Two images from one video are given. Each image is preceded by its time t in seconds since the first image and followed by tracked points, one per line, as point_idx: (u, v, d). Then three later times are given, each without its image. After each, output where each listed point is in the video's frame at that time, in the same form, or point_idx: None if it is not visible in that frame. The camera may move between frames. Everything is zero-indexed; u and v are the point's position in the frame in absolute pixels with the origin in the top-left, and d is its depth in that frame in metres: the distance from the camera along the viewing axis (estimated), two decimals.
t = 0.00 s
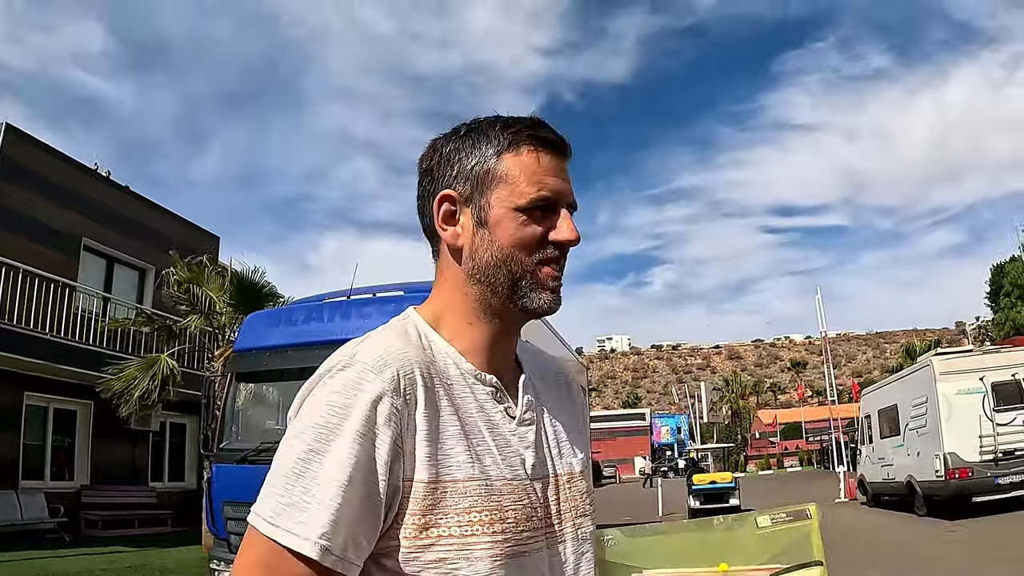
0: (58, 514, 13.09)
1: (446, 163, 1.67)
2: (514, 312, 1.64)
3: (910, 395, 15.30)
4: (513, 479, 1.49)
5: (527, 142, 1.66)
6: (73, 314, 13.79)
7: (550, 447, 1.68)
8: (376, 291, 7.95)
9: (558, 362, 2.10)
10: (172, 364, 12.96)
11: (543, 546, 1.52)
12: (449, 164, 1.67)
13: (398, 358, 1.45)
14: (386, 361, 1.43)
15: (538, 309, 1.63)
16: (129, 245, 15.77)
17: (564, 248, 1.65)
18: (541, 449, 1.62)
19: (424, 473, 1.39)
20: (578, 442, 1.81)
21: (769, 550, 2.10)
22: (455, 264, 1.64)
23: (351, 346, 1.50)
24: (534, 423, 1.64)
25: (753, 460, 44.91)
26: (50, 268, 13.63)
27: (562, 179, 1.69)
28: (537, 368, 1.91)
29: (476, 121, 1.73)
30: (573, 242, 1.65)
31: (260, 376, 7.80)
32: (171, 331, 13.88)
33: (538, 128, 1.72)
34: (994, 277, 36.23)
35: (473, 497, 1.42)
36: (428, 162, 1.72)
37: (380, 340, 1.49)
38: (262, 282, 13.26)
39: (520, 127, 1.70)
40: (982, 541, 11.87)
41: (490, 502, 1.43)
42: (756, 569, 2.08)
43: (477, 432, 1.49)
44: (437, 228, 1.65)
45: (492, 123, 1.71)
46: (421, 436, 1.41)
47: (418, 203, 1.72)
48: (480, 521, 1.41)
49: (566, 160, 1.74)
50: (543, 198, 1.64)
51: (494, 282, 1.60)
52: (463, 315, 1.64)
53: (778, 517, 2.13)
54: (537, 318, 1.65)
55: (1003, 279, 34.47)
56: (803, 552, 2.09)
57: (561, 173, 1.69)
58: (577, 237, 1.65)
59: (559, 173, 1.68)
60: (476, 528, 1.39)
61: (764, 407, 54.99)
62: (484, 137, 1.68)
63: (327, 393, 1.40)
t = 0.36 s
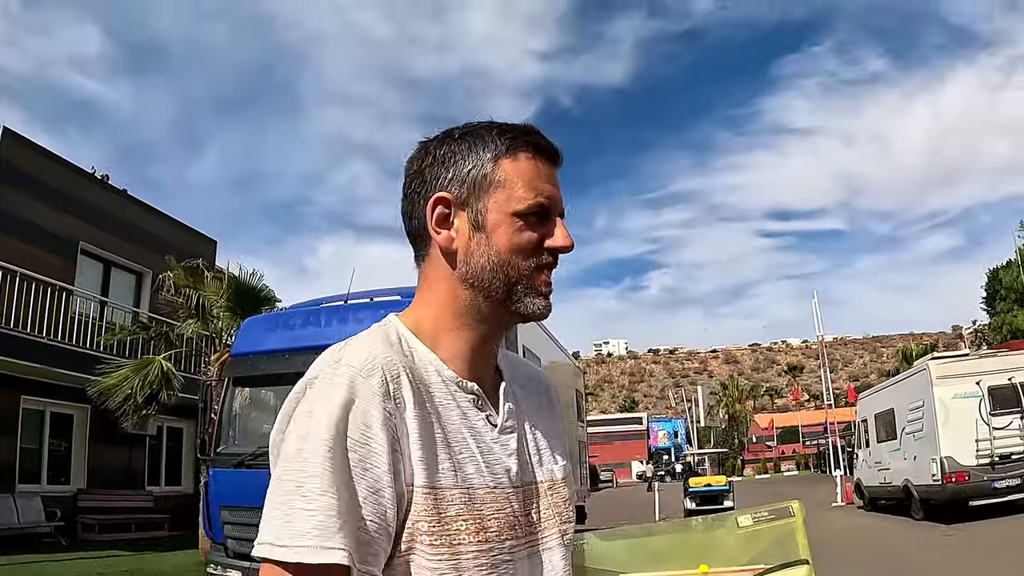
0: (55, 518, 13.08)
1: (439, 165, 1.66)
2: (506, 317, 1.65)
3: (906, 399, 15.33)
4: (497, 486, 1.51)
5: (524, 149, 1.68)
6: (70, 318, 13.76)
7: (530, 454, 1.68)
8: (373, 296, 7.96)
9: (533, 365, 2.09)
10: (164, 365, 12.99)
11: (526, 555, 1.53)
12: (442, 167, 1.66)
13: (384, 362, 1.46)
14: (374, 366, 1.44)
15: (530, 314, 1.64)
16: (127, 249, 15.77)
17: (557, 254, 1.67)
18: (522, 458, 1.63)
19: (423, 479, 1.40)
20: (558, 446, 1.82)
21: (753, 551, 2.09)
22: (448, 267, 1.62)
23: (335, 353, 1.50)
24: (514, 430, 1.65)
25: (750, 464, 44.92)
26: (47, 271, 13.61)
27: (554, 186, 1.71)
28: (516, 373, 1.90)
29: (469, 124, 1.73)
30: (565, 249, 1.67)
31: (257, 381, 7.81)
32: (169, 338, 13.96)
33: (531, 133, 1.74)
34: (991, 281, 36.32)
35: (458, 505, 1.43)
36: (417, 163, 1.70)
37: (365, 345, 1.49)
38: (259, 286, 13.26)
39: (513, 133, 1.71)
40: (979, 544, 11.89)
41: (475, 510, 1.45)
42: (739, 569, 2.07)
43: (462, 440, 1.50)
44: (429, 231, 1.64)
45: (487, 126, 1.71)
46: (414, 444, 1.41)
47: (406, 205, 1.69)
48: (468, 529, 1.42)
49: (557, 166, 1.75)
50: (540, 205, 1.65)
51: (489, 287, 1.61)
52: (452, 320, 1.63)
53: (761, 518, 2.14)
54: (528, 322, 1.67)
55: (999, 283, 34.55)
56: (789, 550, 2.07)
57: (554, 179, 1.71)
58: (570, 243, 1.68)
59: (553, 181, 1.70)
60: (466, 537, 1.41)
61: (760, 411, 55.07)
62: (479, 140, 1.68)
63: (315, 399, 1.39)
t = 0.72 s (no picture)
0: (51, 522, 13.03)
1: (436, 161, 1.64)
2: (498, 319, 1.67)
3: (902, 403, 15.34)
4: (501, 481, 1.51)
5: (523, 151, 1.70)
6: (66, 321, 13.73)
7: (521, 449, 1.68)
8: (369, 300, 7.96)
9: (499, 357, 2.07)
10: (163, 370, 13.02)
11: (529, 546, 1.55)
12: (441, 163, 1.63)
13: (383, 360, 1.45)
14: (381, 365, 1.43)
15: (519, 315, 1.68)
16: (123, 253, 15.74)
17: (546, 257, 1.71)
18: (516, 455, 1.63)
19: (442, 474, 1.40)
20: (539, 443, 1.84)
21: (736, 546, 2.12)
22: (445, 265, 1.61)
23: (326, 357, 1.47)
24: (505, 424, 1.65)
25: (746, 468, 44.90)
26: (43, 275, 13.59)
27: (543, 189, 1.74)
28: (491, 368, 1.89)
29: (459, 121, 1.72)
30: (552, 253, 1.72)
31: (253, 385, 7.80)
32: (165, 342, 13.93)
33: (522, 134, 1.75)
34: (987, 285, 36.36)
35: (469, 499, 1.43)
36: (410, 157, 1.66)
37: (364, 346, 1.47)
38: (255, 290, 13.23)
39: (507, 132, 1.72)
40: (975, 548, 11.91)
41: (484, 503, 1.45)
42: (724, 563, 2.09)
43: (463, 435, 1.50)
44: (425, 229, 1.61)
45: (483, 125, 1.70)
46: (426, 439, 1.42)
47: (396, 198, 1.65)
48: (483, 523, 1.43)
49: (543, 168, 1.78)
50: (538, 209, 1.68)
51: (486, 288, 1.61)
52: (440, 319, 1.62)
53: (746, 512, 2.17)
54: (515, 324, 1.70)
55: (995, 286, 34.58)
56: (771, 548, 2.12)
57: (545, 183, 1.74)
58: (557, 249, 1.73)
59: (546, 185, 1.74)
60: (480, 532, 1.42)
61: (756, 415, 55.08)
62: (477, 140, 1.67)
63: (323, 407, 1.36)
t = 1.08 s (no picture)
0: (46, 525, 12.96)
1: (433, 163, 1.63)
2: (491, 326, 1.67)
3: (899, 405, 15.36)
4: (477, 486, 1.49)
5: (522, 158, 1.71)
6: (61, 324, 13.70)
7: (510, 448, 1.67)
8: (364, 303, 7.95)
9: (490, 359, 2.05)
10: (160, 375, 12.97)
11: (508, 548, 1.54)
12: (443, 167, 1.63)
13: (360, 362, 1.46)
14: (345, 368, 1.42)
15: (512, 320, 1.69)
16: (118, 256, 15.71)
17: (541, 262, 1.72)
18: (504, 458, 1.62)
19: (401, 482, 1.39)
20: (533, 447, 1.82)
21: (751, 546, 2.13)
22: (444, 270, 1.61)
23: (307, 352, 1.49)
24: (492, 423, 1.65)
25: (742, 472, 44.90)
26: (39, 278, 13.57)
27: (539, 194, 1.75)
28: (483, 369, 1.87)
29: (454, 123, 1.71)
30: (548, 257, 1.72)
31: (249, 387, 7.76)
32: (160, 344, 13.87)
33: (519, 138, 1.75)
34: (983, 288, 36.41)
35: (437, 506, 1.42)
36: (407, 160, 1.66)
37: (347, 346, 1.49)
38: (250, 292, 13.18)
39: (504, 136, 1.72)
40: (971, 551, 11.93)
41: (454, 510, 1.44)
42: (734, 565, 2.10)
43: (437, 439, 1.49)
44: (420, 232, 1.61)
45: (483, 128, 1.69)
46: (387, 447, 1.40)
47: (396, 197, 1.64)
48: (448, 528, 1.42)
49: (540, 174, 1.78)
50: (535, 216, 1.69)
51: (483, 294, 1.62)
52: (433, 320, 1.62)
53: (753, 512, 2.17)
54: (507, 327, 1.70)
55: (991, 289, 34.63)
56: (788, 539, 2.16)
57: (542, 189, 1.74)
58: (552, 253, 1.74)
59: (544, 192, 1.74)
60: (446, 537, 1.41)
61: (753, 418, 55.12)
62: (473, 144, 1.67)
63: (284, 406, 1.37)
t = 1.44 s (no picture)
0: (39, 530, 12.90)
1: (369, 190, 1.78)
2: (421, 336, 1.68)
3: (894, 411, 15.38)
4: (465, 484, 1.51)
5: (405, 158, 1.68)
6: (56, 329, 13.68)
7: (517, 454, 1.65)
8: (359, 307, 7.96)
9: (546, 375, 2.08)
10: (154, 377, 12.95)
11: (496, 552, 1.51)
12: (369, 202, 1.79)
13: (352, 367, 1.55)
14: (317, 367, 1.53)
15: (437, 329, 1.64)
16: (113, 260, 15.69)
17: (450, 257, 1.62)
18: (506, 459, 1.61)
19: (359, 474, 1.46)
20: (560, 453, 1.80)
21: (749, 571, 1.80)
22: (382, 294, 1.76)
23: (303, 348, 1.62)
24: (496, 430, 1.66)
25: (737, 477, 44.92)
26: (34, 282, 13.53)
27: (452, 186, 1.66)
28: (514, 377, 1.91)
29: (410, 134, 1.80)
30: (458, 253, 1.62)
31: (243, 393, 7.76)
32: (155, 349, 13.88)
33: (437, 134, 1.71)
34: (978, 293, 36.55)
35: (412, 501, 1.46)
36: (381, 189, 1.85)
37: (340, 347, 1.60)
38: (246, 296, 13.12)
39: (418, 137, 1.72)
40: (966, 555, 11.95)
41: (431, 507, 1.47)
42: None
43: (426, 437, 1.54)
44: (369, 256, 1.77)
45: (396, 140, 1.74)
46: (352, 445, 1.48)
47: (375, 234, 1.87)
48: (418, 525, 1.45)
49: (463, 160, 1.68)
50: (421, 213, 1.63)
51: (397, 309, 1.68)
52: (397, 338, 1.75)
53: (744, 539, 1.83)
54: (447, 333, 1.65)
55: (986, 295, 34.77)
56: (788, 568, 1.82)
57: (446, 179, 1.65)
58: (460, 247, 1.61)
59: (432, 180, 1.65)
60: (416, 532, 1.45)
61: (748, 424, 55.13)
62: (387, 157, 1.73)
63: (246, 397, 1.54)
